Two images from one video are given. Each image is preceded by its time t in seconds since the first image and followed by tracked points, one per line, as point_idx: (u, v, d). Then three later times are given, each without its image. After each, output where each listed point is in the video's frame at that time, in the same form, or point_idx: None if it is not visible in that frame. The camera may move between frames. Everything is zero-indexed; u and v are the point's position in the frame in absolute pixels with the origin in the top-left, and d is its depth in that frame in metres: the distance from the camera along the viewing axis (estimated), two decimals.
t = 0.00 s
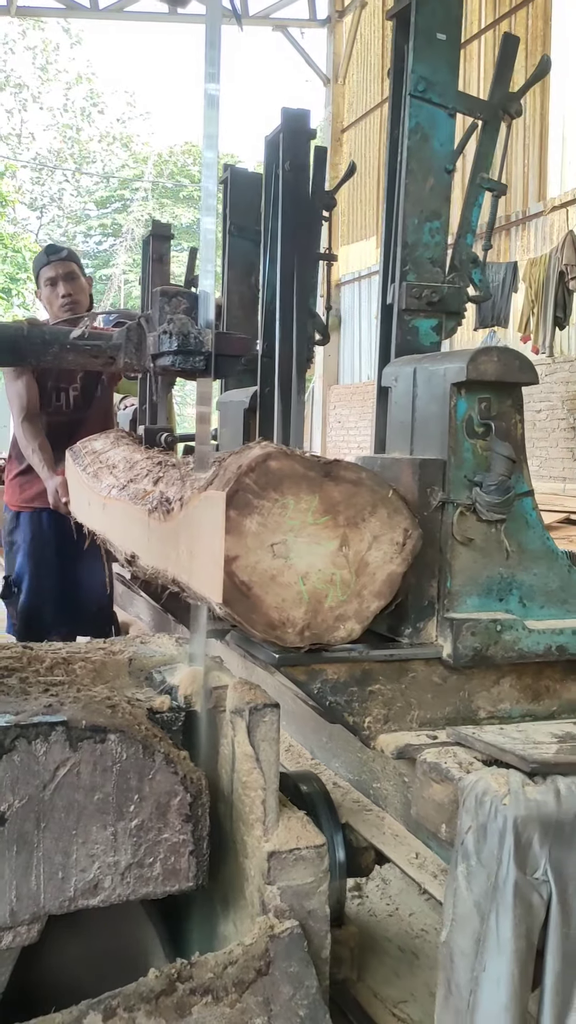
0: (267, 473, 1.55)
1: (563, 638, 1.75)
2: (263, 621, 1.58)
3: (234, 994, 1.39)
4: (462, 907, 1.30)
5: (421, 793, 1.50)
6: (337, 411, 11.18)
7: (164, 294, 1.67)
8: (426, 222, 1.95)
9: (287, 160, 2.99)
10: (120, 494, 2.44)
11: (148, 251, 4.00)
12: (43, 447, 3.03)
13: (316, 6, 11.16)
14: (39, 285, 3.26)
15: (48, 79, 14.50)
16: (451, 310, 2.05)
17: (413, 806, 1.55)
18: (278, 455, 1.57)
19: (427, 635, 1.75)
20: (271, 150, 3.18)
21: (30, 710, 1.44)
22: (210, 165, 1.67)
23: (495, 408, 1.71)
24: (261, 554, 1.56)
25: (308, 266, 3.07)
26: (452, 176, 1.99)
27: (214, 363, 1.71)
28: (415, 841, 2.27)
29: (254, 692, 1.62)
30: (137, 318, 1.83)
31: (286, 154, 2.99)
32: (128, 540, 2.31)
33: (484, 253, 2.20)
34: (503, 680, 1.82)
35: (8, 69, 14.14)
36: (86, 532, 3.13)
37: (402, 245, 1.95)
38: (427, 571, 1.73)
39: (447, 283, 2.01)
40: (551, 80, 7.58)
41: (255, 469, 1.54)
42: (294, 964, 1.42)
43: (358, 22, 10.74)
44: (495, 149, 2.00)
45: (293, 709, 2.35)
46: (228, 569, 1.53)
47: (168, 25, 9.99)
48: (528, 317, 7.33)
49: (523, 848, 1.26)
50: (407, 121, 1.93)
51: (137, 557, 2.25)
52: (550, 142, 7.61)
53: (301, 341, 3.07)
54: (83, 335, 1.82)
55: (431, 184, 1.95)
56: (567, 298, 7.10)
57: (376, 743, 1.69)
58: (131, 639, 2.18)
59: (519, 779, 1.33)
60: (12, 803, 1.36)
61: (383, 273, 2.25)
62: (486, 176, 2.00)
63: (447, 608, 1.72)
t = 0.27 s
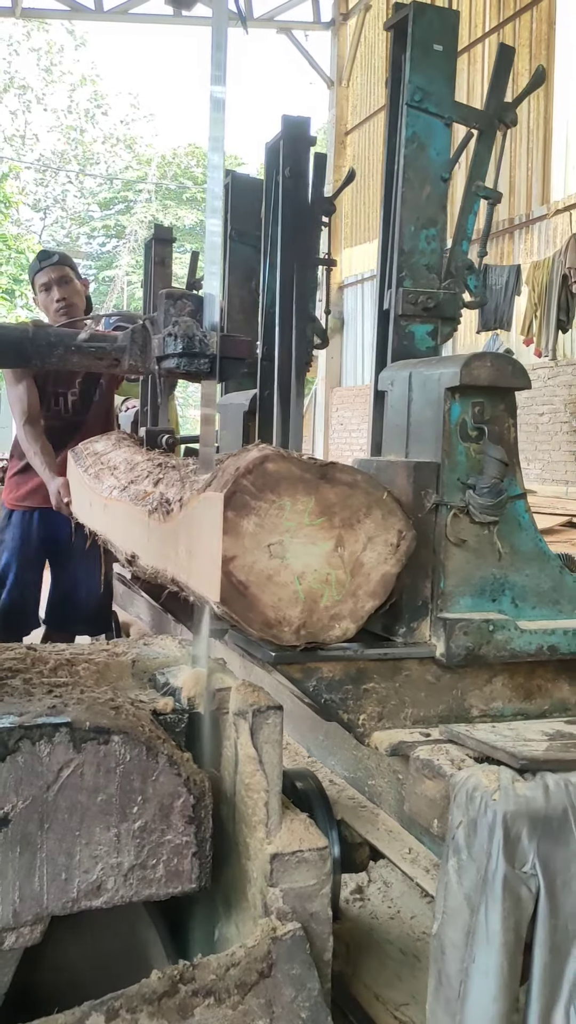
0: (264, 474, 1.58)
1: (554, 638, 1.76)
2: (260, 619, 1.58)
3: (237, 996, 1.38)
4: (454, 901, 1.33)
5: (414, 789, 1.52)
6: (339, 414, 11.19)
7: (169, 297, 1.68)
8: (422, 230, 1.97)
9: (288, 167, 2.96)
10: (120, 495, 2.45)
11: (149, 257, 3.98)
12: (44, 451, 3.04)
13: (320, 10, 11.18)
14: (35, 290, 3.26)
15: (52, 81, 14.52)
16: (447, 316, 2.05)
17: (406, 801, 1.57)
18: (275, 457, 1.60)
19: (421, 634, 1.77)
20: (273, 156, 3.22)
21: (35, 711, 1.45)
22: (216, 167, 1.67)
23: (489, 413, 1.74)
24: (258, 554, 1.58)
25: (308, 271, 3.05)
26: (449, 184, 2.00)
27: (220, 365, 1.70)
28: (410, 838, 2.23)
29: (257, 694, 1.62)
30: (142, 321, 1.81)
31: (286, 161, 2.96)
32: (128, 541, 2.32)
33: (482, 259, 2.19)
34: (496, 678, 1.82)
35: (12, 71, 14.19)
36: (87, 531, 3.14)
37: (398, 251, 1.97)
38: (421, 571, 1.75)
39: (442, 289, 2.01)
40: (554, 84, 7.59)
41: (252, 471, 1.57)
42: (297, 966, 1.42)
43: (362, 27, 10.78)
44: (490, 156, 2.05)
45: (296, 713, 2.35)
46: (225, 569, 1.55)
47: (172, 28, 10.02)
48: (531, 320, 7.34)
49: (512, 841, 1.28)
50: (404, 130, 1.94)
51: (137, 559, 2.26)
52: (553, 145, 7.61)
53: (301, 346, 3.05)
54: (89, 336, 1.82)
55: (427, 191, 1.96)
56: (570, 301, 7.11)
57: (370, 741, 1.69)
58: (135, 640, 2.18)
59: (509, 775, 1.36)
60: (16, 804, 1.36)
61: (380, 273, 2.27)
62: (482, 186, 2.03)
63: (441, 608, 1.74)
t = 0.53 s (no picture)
0: (261, 476, 1.59)
1: (546, 638, 1.76)
2: (256, 618, 1.60)
3: (238, 998, 1.39)
4: (444, 895, 1.32)
5: (407, 786, 1.53)
6: (341, 416, 11.20)
7: (174, 300, 1.68)
8: (418, 237, 1.97)
9: (288, 174, 2.99)
10: (121, 497, 2.46)
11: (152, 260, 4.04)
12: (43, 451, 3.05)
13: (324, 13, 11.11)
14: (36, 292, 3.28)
15: (56, 82, 14.51)
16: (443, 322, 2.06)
17: (400, 799, 1.58)
18: (272, 461, 1.61)
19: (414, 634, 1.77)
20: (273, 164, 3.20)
21: (38, 713, 1.45)
22: (221, 169, 1.67)
23: (482, 417, 1.74)
24: (254, 555, 1.60)
25: (307, 277, 3.06)
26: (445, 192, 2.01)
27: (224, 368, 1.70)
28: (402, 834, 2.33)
29: (260, 698, 1.62)
30: (146, 324, 1.83)
31: (286, 168, 2.99)
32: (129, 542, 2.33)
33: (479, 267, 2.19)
34: (489, 678, 1.82)
35: (16, 72, 14.20)
36: (87, 531, 3.15)
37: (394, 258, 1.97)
38: (415, 572, 1.75)
39: (438, 296, 2.02)
40: (557, 88, 7.59)
41: (250, 474, 1.58)
42: (298, 969, 1.43)
43: (366, 30, 10.78)
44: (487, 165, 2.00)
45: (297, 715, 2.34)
46: (223, 569, 1.56)
47: (176, 30, 10.01)
48: (534, 323, 7.32)
49: (503, 837, 1.28)
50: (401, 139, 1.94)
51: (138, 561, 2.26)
52: (556, 149, 7.60)
53: (298, 352, 3.06)
54: (93, 338, 1.83)
55: (424, 199, 1.97)
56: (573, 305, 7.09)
57: (364, 739, 1.70)
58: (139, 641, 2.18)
59: (499, 773, 1.37)
60: (19, 805, 1.36)
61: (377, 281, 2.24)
62: (477, 194, 2.00)
63: (435, 609, 1.74)
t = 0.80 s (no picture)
0: (256, 479, 1.62)
1: (537, 639, 1.77)
2: (251, 619, 1.63)
3: (238, 1001, 1.39)
4: (435, 890, 1.35)
5: (399, 784, 1.55)
6: (342, 419, 11.21)
7: (175, 304, 1.69)
8: (413, 244, 2.01)
9: (285, 181, 3.03)
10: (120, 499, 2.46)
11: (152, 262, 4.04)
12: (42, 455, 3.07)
13: (327, 16, 10.99)
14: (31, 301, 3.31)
15: (58, 85, 14.51)
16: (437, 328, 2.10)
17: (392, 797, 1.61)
18: (267, 463, 1.64)
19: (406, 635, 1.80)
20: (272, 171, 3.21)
21: (38, 716, 1.45)
22: (223, 173, 1.68)
23: (474, 422, 1.76)
24: (249, 556, 1.62)
25: (304, 282, 3.09)
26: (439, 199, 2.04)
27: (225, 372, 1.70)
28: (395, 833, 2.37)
29: (260, 700, 1.63)
30: (147, 327, 1.84)
31: (284, 176, 3.03)
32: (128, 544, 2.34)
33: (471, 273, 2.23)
34: (480, 678, 1.84)
35: (19, 74, 14.20)
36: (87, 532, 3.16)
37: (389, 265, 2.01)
38: (409, 572, 1.78)
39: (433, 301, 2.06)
40: (559, 93, 7.60)
41: (245, 477, 1.61)
42: (297, 972, 1.43)
43: (368, 34, 10.80)
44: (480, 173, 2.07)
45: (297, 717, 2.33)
46: (218, 569, 1.59)
47: (178, 34, 10.01)
48: (535, 327, 7.32)
49: (491, 833, 1.30)
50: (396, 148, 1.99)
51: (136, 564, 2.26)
52: (558, 153, 7.60)
53: (295, 357, 3.09)
54: (94, 341, 1.84)
55: (418, 206, 2.01)
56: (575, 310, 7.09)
57: (358, 737, 1.73)
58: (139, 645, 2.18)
59: (490, 771, 1.39)
60: (19, 808, 1.36)
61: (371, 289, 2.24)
62: (471, 203, 2.05)
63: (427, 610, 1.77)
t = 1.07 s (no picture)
0: (250, 481, 1.70)
1: (528, 639, 1.88)
2: (246, 617, 1.71)
3: (237, 1004, 1.39)
4: (425, 885, 1.40)
5: (391, 781, 1.62)
6: (342, 421, 11.21)
7: (176, 306, 1.69)
8: (406, 249, 2.11)
9: (282, 186, 3.04)
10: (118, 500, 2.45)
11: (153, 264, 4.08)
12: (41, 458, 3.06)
13: (327, 20, 11.00)
14: (28, 307, 3.31)
15: (59, 87, 14.53)
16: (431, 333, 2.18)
17: (384, 793, 1.67)
18: (261, 466, 1.72)
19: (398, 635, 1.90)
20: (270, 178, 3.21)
21: (38, 718, 1.45)
22: (223, 175, 1.68)
23: (466, 425, 1.87)
24: (244, 556, 1.70)
25: (301, 285, 3.09)
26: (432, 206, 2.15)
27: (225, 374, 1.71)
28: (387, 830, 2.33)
29: (260, 702, 1.63)
30: (148, 331, 1.85)
31: (281, 180, 3.04)
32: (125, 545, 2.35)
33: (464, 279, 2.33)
34: (472, 678, 1.94)
35: (19, 76, 14.22)
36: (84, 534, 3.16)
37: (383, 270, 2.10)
38: (400, 573, 1.88)
39: (425, 307, 2.14)
40: (559, 96, 7.62)
41: (239, 479, 1.69)
42: (296, 974, 1.43)
43: (368, 36, 10.81)
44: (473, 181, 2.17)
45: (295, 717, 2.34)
46: (213, 569, 1.67)
47: (179, 37, 10.04)
48: (535, 329, 7.32)
49: (480, 829, 1.37)
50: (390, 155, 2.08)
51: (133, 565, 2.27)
52: (558, 155, 7.61)
53: (291, 360, 3.08)
54: (95, 344, 1.84)
55: (412, 212, 2.11)
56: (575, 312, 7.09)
57: (350, 735, 1.82)
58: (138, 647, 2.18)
59: (479, 770, 1.45)
60: (18, 810, 1.36)
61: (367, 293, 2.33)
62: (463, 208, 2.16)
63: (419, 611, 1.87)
